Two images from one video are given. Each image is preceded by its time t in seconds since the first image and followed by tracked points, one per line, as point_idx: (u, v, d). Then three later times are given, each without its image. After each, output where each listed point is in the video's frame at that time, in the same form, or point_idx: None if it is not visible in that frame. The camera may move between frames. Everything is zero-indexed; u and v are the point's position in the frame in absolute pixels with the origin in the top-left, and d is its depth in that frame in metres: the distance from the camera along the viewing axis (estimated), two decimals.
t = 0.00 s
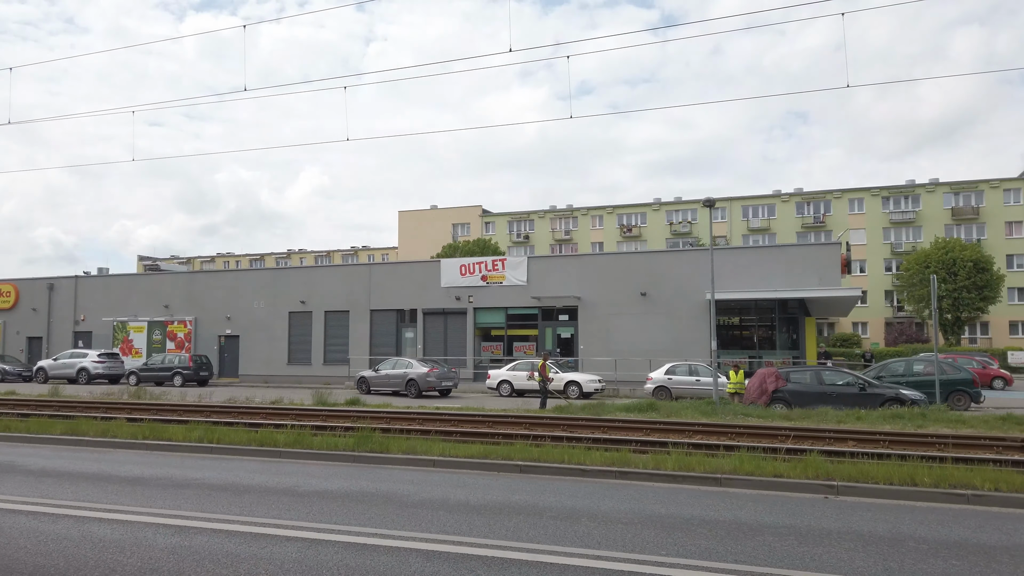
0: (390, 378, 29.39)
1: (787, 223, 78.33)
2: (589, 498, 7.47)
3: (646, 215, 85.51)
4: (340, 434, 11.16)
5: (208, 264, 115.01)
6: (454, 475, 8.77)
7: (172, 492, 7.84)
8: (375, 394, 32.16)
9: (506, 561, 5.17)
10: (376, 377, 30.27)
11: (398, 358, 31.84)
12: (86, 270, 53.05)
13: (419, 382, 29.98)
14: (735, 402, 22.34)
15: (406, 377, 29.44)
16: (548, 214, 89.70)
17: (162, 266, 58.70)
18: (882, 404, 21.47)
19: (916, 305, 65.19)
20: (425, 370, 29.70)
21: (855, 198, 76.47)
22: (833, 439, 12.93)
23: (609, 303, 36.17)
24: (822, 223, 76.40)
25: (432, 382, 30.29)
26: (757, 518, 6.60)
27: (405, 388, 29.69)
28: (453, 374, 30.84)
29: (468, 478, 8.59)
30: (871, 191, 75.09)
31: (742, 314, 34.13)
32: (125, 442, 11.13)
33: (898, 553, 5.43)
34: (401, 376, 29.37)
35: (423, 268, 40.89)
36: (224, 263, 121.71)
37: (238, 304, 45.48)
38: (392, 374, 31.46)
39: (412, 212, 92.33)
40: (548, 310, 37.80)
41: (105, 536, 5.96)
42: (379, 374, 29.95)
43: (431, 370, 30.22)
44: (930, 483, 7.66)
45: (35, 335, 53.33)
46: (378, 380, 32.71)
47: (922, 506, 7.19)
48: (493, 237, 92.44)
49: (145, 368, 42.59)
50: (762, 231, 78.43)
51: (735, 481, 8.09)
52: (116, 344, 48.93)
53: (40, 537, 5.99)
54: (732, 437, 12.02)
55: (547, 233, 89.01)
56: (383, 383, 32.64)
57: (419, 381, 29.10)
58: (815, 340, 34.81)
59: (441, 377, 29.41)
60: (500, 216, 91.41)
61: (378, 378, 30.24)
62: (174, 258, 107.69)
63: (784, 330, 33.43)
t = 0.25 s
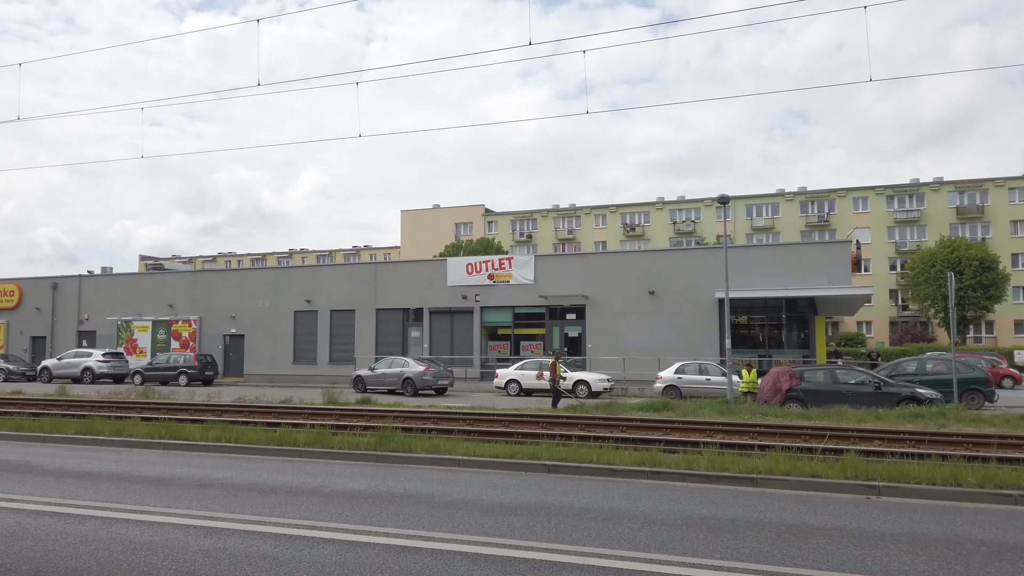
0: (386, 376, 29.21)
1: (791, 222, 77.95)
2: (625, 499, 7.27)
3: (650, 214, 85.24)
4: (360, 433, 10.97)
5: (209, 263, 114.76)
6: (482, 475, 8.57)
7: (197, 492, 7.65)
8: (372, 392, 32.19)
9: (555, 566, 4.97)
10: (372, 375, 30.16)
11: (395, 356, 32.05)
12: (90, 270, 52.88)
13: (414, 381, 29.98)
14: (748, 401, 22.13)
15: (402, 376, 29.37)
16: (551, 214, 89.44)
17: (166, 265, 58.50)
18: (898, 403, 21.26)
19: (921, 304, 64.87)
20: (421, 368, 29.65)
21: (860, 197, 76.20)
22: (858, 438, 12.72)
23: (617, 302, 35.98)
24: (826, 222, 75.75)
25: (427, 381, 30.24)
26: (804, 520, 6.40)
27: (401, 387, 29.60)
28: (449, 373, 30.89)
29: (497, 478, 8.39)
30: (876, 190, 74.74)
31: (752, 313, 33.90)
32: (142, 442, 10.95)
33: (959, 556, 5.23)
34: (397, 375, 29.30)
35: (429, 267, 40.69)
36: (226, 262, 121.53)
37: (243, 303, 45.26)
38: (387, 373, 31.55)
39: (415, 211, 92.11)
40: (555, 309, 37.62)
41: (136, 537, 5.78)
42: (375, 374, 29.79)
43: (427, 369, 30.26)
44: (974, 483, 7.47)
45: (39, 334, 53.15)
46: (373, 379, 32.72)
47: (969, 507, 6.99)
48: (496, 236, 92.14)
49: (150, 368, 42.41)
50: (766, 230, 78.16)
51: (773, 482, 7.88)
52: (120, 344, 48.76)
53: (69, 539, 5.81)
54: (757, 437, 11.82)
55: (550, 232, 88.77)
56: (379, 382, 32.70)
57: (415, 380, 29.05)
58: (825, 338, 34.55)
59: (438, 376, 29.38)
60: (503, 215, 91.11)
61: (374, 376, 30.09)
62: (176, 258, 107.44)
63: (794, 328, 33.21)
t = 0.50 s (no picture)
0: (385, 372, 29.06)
1: (797, 219, 77.51)
2: (666, 502, 7.10)
3: (655, 211, 84.90)
4: (383, 433, 10.81)
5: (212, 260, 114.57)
6: (514, 477, 8.39)
7: (226, 494, 7.49)
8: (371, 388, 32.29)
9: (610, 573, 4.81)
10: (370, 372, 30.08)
11: (393, 354, 32.33)
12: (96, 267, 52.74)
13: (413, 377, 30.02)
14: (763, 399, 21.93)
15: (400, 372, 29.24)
16: (555, 210, 89.15)
17: (171, 262, 58.33)
18: (915, 401, 21.03)
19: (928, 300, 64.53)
20: (420, 364, 29.65)
21: (866, 193, 75.88)
22: (885, 437, 12.52)
23: (626, 299, 35.76)
24: (832, 218, 75.03)
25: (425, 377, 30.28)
26: (855, 524, 6.22)
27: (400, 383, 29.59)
28: (447, 370, 31.01)
29: (530, 479, 8.22)
30: (882, 186, 74.27)
31: (763, 309, 33.67)
32: (162, 442, 10.78)
33: None
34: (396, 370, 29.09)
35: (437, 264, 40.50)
36: (229, 259, 121.35)
37: (250, 300, 45.09)
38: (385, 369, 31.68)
39: (419, 207, 91.87)
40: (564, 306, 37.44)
41: (173, 543, 5.61)
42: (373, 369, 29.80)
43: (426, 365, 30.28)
44: (1022, 485, 7.29)
45: (45, 331, 53.08)
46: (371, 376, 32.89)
47: (1020, 511, 6.82)
48: (501, 232, 91.85)
49: (157, 365, 42.29)
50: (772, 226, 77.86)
51: (814, 484, 7.70)
52: (127, 341, 48.68)
53: (105, 544, 5.64)
54: (784, 437, 11.64)
55: (554, 229, 88.50)
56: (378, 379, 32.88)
57: (414, 376, 29.07)
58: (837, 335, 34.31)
59: (436, 372, 29.45)
60: (508, 212, 90.81)
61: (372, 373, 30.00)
62: (179, 254, 107.24)
63: (806, 325, 33.00)
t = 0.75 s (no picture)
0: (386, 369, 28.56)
1: (805, 216, 76.85)
2: (710, 503, 6.91)
3: (662, 208, 84.54)
4: (409, 431, 10.65)
5: (217, 258, 114.54)
6: (549, 477, 8.20)
7: (258, 493, 7.34)
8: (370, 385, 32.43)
9: None
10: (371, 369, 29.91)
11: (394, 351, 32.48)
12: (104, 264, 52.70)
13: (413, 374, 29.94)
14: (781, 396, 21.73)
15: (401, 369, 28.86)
16: (562, 207, 88.85)
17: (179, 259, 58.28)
18: (935, 399, 20.80)
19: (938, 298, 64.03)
20: (419, 361, 29.55)
21: (875, 190, 75.42)
22: (916, 437, 12.29)
23: (638, 296, 35.54)
24: (840, 215, 74.34)
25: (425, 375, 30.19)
26: (912, 527, 6.03)
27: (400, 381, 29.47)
28: (447, 367, 31.05)
29: (566, 480, 8.03)
30: (891, 183, 73.77)
31: (776, 307, 33.53)
32: (185, 440, 10.67)
33: None
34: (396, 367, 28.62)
35: (446, 261, 40.35)
36: (234, 256, 121.28)
37: (259, 297, 45.01)
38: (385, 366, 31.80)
39: (425, 205, 91.69)
40: (575, 303, 37.25)
41: (215, 544, 5.48)
42: (374, 367, 29.73)
43: (426, 363, 30.20)
44: None
45: (54, 329, 53.09)
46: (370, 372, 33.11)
47: None
48: (507, 230, 91.57)
49: (167, 362, 42.22)
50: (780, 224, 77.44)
51: (859, 485, 7.51)
52: (135, 338, 48.66)
53: (143, 545, 5.49)
54: (815, 436, 11.44)
55: (561, 226, 88.23)
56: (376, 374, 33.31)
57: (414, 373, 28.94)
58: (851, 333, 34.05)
59: (436, 370, 29.41)
60: (514, 209, 90.52)
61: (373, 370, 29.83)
62: (184, 252, 107.20)
63: (820, 322, 32.76)
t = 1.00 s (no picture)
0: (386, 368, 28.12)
1: (812, 214, 76.39)
2: (755, 505, 6.77)
3: (668, 206, 84.22)
4: (435, 432, 10.53)
5: (222, 256, 114.61)
6: (583, 478, 8.07)
7: (291, 496, 7.23)
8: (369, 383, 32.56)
9: None
10: (370, 366, 29.58)
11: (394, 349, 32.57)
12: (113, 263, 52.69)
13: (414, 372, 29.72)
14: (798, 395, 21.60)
15: (402, 367, 28.52)
16: (568, 205, 88.61)
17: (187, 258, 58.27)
18: (955, 399, 20.56)
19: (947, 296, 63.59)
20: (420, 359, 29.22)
21: (883, 188, 74.99)
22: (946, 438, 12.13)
23: (649, 295, 35.36)
24: (848, 213, 73.95)
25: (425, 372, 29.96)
26: (968, 531, 5.88)
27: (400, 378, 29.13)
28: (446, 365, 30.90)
29: (602, 482, 7.89)
30: (899, 181, 73.46)
31: (789, 305, 33.33)
32: (208, 440, 10.58)
33: None
34: (396, 366, 28.18)
35: (456, 260, 40.25)
36: (239, 255, 121.35)
37: (268, 296, 44.96)
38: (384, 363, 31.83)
39: (431, 203, 91.55)
40: (586, 302, 37.11)
41: (258, 549, 5.36)
42: (374, 365, 29.65)
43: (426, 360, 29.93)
44: None
45: (62, 328, 53.11)
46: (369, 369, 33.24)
47: None
48: (513, 228, 91.40)
49: (176, 361, 42.17)
50: (787, 222, 77.14)
51: (904, 487, 7.36)
52: (144, 337, 48.65)
53: (184, 550, 5.38)
54: (845, 437, 11.29)
55: (567, 225, 88.02)
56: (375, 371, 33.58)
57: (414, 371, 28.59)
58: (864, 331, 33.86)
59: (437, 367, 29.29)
60: (520, 207, 90.32)
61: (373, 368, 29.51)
62: (189, 250, 107.23)
63: (833, 321, 32.58)
